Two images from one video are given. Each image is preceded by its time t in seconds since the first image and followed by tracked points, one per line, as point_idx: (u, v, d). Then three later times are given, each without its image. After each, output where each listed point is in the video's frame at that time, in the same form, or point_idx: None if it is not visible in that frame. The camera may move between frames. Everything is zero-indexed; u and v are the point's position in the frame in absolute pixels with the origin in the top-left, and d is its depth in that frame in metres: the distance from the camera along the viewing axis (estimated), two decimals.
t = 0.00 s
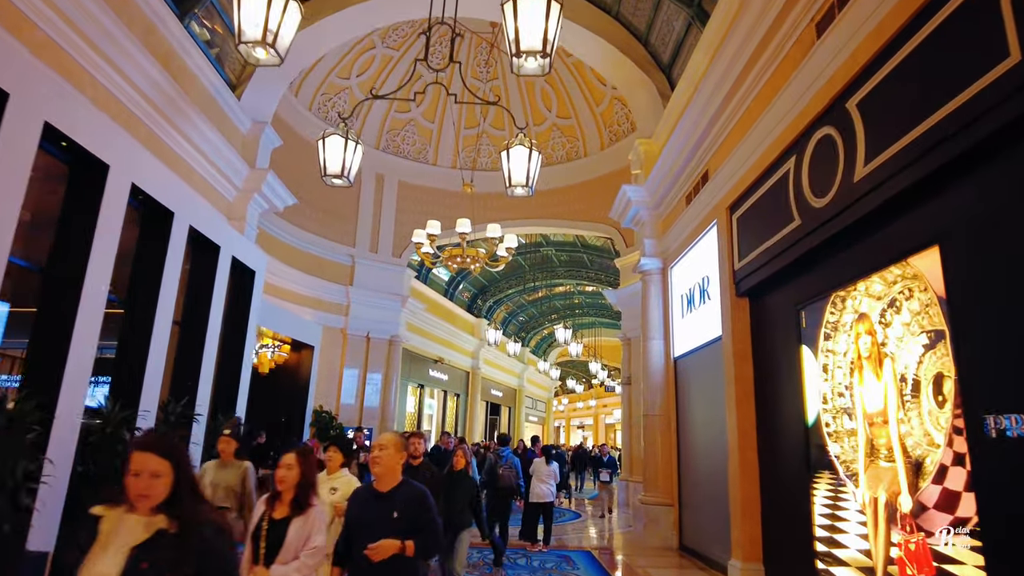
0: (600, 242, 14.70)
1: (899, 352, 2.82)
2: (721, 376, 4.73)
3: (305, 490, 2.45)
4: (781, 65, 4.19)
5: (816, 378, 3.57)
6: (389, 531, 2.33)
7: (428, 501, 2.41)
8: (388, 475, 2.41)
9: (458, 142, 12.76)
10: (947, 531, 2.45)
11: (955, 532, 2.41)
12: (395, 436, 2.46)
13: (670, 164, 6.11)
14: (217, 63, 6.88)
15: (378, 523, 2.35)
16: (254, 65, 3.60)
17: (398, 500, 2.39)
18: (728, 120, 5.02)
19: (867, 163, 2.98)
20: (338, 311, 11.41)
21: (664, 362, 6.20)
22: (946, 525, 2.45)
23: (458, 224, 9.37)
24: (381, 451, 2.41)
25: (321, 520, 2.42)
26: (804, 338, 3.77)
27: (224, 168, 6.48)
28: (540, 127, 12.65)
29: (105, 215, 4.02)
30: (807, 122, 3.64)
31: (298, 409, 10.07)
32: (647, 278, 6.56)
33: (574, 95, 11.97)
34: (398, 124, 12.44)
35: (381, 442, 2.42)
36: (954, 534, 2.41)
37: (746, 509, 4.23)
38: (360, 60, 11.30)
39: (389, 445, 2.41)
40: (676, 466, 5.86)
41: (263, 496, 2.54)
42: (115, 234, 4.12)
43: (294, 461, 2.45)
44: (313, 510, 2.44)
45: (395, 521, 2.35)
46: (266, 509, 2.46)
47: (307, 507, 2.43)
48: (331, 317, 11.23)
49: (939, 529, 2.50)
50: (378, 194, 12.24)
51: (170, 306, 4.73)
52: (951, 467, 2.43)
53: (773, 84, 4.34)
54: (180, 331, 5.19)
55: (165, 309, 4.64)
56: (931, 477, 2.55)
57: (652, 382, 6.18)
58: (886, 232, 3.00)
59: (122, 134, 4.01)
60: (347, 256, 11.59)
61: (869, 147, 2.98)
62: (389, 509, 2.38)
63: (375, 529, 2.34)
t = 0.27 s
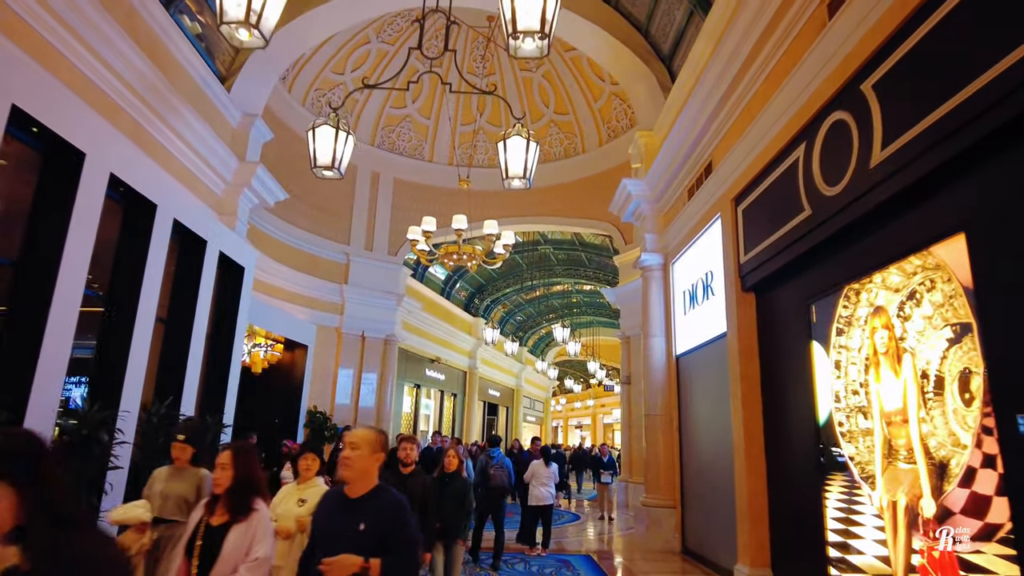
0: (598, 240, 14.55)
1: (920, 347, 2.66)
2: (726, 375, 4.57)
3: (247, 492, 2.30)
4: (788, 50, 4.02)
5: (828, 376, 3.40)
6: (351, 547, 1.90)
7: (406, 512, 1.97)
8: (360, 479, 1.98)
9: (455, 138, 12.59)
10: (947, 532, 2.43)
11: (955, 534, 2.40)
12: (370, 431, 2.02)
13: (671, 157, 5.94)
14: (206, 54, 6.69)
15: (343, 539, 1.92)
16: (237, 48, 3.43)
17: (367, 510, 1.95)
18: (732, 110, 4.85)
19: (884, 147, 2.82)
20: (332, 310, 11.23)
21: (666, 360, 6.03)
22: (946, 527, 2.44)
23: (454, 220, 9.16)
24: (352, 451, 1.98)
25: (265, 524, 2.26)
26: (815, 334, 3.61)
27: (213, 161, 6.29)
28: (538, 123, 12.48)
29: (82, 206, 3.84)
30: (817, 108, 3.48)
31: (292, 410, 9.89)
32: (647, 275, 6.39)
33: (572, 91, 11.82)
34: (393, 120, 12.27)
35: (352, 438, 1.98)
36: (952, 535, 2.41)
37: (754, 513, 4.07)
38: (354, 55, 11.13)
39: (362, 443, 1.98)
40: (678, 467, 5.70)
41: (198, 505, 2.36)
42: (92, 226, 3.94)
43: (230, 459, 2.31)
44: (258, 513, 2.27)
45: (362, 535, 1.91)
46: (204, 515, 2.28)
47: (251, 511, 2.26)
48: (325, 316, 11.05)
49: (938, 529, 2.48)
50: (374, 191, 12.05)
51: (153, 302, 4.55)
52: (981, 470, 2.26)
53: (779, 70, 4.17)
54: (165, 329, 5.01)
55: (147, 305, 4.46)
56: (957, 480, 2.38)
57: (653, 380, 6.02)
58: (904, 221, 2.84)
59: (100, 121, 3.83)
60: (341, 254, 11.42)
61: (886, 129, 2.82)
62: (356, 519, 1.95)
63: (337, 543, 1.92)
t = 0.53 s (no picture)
0: (597, 238, 14.40)
1: (942, 340, 2.50)
2: (731, 372, 4.41)
3: (173, 504, 1.93)
4: (796, 32, 3.86)
5: (841, 371, 3.25)
6: None
7: (345, 524, 1.77)
8: (296, 491, 1.79)
9: (452, 134, 12.45)
10: (946, 531, 2.40)
11: (953, 532, 2.37)
12: (310, 436, 1.87)
13: (673, 149, 5.78)
14: (196, 44, 6.52)
15: (274, 564, 1.71)
16: (220, 27, 3.25)
17: (304, 530, 1.74)
18: (736, 99, 4.70)
19: (903, 128, 2.66)
20: (327, 308, 11.05)
21: (667, 357, 5.88)
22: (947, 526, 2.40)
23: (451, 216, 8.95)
24: (288, 457, 1.81)
25: (194, 544, 1.91)
26: (826, 328, 3.45)
27: (202, 153, 6.11)
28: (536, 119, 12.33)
29: (58, 194, 3.66)
30: (829, 91, 3.32)
31: (286, 410, 9.73)
32: (648, 270, 6.23)
33: (570, 86, 11.67)
34: (390, 116, 12.11)
35: (288, 444, 1.82)
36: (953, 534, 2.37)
37: (760, 516, 3.92)
38: (350, 49, 10.97)
39: (299, 447, 1.82)
40: (680, 467, 5.54)
41: (121, 519, 2.02)
42: (70, 215, 3.76)
43: (153, 466, 1.98)
44: (185, 532, 1.91)
45: (297, 561, 1.69)
46: (121, 533, 1.94)
47: (177, 530, 1.90)
48: (320, 314, 10.87)
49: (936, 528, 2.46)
50: (370, 188, 11.89)
51: (135, 295, 4.36)
52: (1012, 470, 2.10)
53: (786, 55, 4.01)
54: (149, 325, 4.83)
55: (128, 298, 4.28)
56: (985, 481, 2.22)
57: (654, 378, 5.86)
58: (925, 207, 2.68)
59: (77, 105, 3.66)
60: (336, 251, 11.25)
61: (905, 108, 2.65)
62: (291, 543, 1.73)
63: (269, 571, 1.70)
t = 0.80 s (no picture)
0: (591, 236, 14.25)
1: (963, 334, 2.34)
2: (732, 370, 4.26)
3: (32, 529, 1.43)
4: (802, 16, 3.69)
5: (850, 369, 3.09)
6: None
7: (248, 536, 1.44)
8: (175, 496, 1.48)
9: (444, 130, 12.27)
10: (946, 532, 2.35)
11: (953, 533, 2.32)
12: (194, 423, 1.53)
13: (671, 142, 5.62)
14: (178, 31, 6.31)
15: None
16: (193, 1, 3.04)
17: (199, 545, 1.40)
18: (736, 89, 4.54)
19: (921, 110, 2.49)
20: (316, 306, 10.84)
21: (664, 355, 5.71)
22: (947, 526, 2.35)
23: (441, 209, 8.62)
24: (164, 453, 1.49)
25: None
26: (833, 324, 3.30)
27: (184, 143, 5.89)
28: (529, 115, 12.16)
29: (22, 180, 3.44)
30: (838, 74, 3.15)
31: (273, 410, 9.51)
32: (644, 266, 6.07)
33: (565, 81, 11.50)
34: (381, 111, 11.92)
35: (163, 437, 1.50)
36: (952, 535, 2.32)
37: (763, 520, 3.76)
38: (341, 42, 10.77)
39: (177, 442, 1.49)
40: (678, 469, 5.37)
41: None
42: (35, 203, 3.53)
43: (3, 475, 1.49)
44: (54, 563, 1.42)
45: None
46: None
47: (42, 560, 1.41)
48: (308, 312, 10.66)
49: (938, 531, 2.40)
50: (360, 184, 11.69)
51: (107, 289, 4.15)
52: None
53: (790, 40, 3.85)
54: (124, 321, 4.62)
55: (101, 293, 4.06)
56: (1012, 487, 2.06)
57: (651, 377, 5.69)
58: (943, 194, 2.52)
59: (43, 86, 3.44)
60: (326, 248, 11.04)
61: (924, 89, 2.49)
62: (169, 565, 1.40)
63: None
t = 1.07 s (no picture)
0: (585, 233, 14.08)
1: (985, 325, 2.16)
2: (732, 367, 4.08)
3: None
4: None
5: (859, 363, 2.92)
6: None
7: None
8: None
9: (436, 125, 12.08)
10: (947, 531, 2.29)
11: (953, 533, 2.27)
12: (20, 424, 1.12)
13: (667, 132, 5.45)
14: (159, 16, 6.08)
15: None
16: None
17: None
18: (736, 75, 4.36)
19: (940, 84, 2.32)
20: (305, 304, 10.61)
21: (660, 352, 5.54)
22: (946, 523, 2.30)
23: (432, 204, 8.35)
24: None
25: None
26: (841, 317, 3.13)
27: (164, 132, 5.67)
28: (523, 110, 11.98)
29: None
30: (847, 53, 2.98)
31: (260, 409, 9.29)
32: (640, 260, 5.89)
33: (558, 75, 11.33)
34: (372, 106, 11.73)
35: None
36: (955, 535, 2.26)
37: (766, 524, 3.58)
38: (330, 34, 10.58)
39: None
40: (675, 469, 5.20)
41: None
42: None
43: None
44: None
45: None
46: None
47: None
48: (297, 310, 10.44)
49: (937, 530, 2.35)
50: (351, 179, 11.49)
51: (77, 282, 3.93)
52: None
53: (793, 22, 3.68)
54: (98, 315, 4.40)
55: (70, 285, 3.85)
56: None
57: (647, 374, 5.52)
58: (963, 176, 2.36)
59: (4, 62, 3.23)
60: (315, 244, 10.82)
61: (944, 62, 2.32)
62: None
63: None
